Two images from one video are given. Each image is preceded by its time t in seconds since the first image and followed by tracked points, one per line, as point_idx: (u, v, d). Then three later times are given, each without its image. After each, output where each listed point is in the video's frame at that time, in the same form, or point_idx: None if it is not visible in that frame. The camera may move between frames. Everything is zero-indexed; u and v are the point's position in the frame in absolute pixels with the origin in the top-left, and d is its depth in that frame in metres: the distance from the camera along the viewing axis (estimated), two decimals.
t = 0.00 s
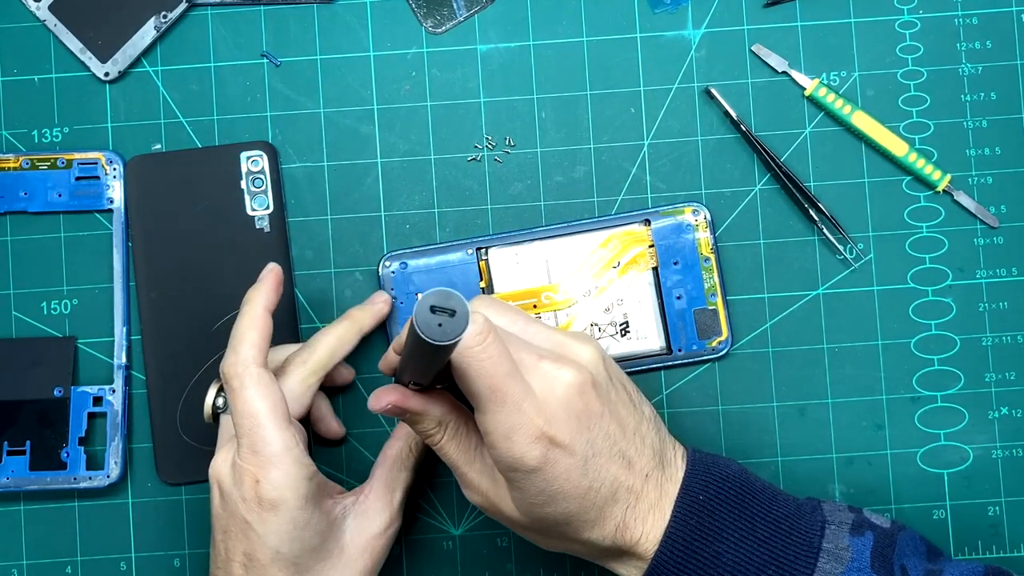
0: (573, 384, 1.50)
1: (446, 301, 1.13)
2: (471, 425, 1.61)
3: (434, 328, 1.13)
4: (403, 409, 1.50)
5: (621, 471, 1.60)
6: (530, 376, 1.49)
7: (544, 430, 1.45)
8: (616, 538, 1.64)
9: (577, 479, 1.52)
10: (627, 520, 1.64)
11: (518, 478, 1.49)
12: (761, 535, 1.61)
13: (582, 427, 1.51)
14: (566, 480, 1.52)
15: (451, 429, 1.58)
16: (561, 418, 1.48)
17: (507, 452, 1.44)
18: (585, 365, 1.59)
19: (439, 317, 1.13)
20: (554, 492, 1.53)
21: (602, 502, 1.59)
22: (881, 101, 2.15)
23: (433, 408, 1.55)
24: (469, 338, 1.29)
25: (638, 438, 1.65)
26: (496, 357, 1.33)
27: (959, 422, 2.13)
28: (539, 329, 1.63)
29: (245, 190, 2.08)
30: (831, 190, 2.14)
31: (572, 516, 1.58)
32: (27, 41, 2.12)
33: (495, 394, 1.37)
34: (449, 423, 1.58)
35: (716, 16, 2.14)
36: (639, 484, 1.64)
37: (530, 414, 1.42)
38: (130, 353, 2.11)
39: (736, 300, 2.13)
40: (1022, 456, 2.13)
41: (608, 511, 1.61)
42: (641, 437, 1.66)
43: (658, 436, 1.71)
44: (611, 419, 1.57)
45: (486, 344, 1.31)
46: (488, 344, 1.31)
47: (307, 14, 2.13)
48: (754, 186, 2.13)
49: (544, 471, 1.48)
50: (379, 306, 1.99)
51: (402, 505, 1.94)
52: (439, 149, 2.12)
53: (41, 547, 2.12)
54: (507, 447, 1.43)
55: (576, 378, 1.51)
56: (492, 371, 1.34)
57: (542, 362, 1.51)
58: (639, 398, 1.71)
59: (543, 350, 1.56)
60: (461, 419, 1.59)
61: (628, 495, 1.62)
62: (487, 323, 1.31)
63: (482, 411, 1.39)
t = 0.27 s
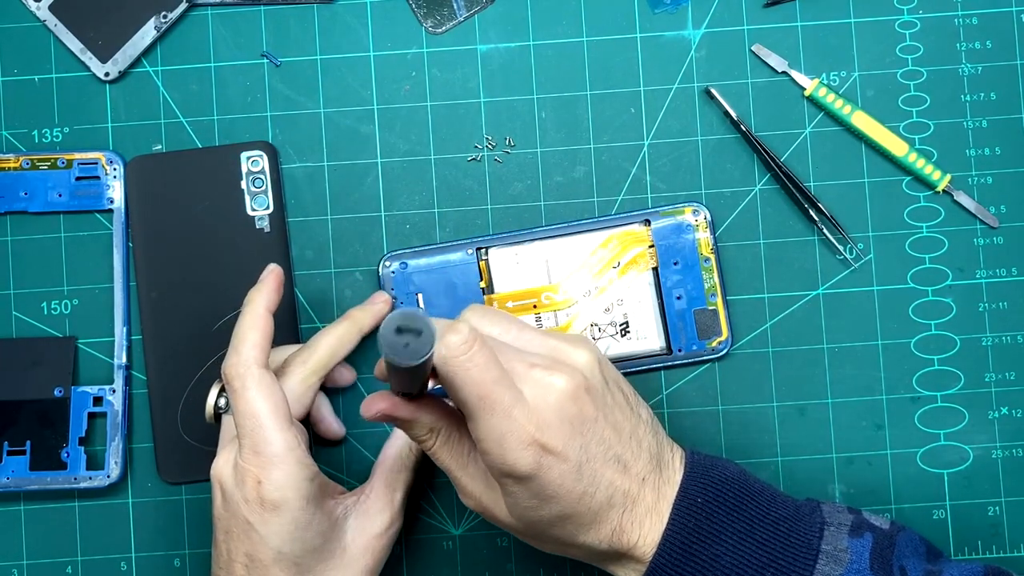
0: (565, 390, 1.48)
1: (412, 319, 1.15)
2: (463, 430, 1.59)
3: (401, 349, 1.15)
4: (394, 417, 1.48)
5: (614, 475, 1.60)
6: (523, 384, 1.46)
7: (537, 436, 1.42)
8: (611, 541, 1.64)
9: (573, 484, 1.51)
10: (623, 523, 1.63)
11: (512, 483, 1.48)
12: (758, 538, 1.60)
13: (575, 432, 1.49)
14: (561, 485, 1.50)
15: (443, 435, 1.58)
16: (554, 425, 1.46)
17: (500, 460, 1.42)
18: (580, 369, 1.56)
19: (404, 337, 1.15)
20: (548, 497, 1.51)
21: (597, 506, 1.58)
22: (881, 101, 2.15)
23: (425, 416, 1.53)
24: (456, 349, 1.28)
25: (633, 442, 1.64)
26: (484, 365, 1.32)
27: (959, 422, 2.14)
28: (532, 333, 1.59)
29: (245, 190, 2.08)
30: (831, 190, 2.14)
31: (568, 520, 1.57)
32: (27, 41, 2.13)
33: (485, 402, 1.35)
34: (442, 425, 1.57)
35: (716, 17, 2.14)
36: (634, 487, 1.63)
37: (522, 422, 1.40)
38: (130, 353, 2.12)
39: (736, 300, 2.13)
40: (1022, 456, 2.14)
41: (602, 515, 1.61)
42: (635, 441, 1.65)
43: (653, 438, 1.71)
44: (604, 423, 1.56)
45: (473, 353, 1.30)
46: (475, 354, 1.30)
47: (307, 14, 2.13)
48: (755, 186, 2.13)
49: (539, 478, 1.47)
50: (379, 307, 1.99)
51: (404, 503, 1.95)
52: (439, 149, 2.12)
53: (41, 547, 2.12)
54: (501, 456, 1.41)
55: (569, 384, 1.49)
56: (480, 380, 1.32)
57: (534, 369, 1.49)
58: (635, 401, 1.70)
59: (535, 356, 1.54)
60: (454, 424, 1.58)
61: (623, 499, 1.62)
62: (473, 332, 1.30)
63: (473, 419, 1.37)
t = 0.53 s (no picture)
0: (551, 407, 1.44)
1: (362, 383, 1.20)
2: (449, 449, 1.59)
3: (353, 412, 1.20)
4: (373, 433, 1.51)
5: (607, 490, 1.57)
6: (509, 403, 1.42)
7: (522, 456, 1.39)
8: (606, 557, 1.62)
9: (562, 502, 1.48)
10: (618, 539, 1.61)
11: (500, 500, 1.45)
12: (760, 550, 1.61)
13: (562, 449, 1.45)
14: (549, 502, 1.47)
15: (428, 453, 1.59)
16: (541, 443, 1.42)
17: (485, 481, 1.39)
18: (571, 384, 1.51)
19: (354, 400, 1.20)
20: (537, 515, 1.49)
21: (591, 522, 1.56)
22: (881, 101, 2.15)
23: (405, 435, 1.55)
24: (433, 371, 1.29)
25: (627, 456, 1.62)
26: (462, 388, 1.31)
27: (958, 422, 2.14)
28: (525, 347, 1.54)
29: (245, 190, 2.08)
30: (831, 190, 2.14)
31: (560, 536, 1.55)
32: (27, 41, 2.13)
33: (464, 424, 1.32)
34: (428, 445, 1.58)
35: (716, 17, 2.14)
36: (629, 502, 1.61)
37: (504, 443, 1.36)
38: (130, 353, 2.12)
39: (736, 300, 2.13)
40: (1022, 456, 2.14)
41: (595, 531, 1.58)
42: (628, 456, 1.62)
43: (649, 451, 1.69)
44: (594, 438, 1.53)
45: (450, 376, 1.30)
46: (452, 376, 1.30)
47: (307, 14, 2.13)
48: (755, 186, 2.13)
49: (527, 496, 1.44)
50: (379, 307, 2.00)
51: (406, 500, 1.97)
52: (439, 149, 2.13)
53: (41, 547, 2.13)
54: (485, 477, 1.38)
55: (556, 401, 1.45)
56: (458, 403, 1.31)
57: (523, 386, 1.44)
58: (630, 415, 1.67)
59: (523, 372, 1.50)
60: (438, 446, 1.59)
61: (617, 514, 1.59)
62: (450, 354, 1.30)
63: (454, 441, 1.35)
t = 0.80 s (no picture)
0: (549, 406, 1.44)
1: (358, 379, 1.19)
2: (445, 449, 1.59)
3: (348, 409, 1.20)
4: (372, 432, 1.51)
5: (604, 491, 1.57)
6: (507, 401, 1.42)
7: (518, 455, 1.39)
8: (603, 558, 1.62)
9: (558, 501, 1.48)
10: (615, 539, 1.61)
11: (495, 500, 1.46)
12: (759, 554, 1.60)
13: (559, 448, 1.45)
14: (545, 502, 1.47)
15: (425, 453, 1.59)
16: (538, 442, 1.42)
17: (480, 479, 1.39)
18: (568, 383, 1.51)
19: (349, 397, 1.19)
20: (533, 514, 1.49)
21: (588, 523, 1.56)
22: (881, 100, 2.15)
23: (402, 435, 1.54)
24: (428, 367, 1.29)
25: (626, 457, 1.62)
26: (457, 384, 1.31)
27: (958, 422, 2.14)
28: (523, 346, 1.54)
29: (245, 190, 2.08)
30: (831, 190, 2.14)
31: (557, 536, 1.55)
32: (27, 41, 2.13)
33: (460, 421, 1.32)
34: (426, 443, 1.58)
35: (716, 17, 2.14)
36: (626, 503, 1.61)
37: (500, 441, 1.36)
38: (130, 353, 2.12)
39: (736, 300, 2.13)
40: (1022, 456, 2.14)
41: (592, 533, 1.58)
42: (627, 456, 1.63)
43: (648, 452, 1.69)
44: (592, 438, 1.53)
45: (445, 372, 1.30)
46: (448, 372, 1.30)
47: (307, 14, 2.13)
48: (754, 186, 2.13)
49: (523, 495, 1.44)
50: (379, 302, 1.99)
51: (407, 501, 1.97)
52: (439, 150, 2.13)
53: (41, 547, 2.13)
54: (481, 475, 1.38)
55: (553, 400, 1.45)
56: (453, 399, 1.31)
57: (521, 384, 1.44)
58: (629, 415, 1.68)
59: (522, 371, 1.50)
60: (435, 446, 1.58)
61: (614, 515, 1.59)
62: (446, 350, 1.30)
63: (449, 438, 1.35)
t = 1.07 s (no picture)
0: (551, 404, 1.44)
1: (365, 373, 1.19)
2: (446, 448, 1.59)
3: (355, 403, 1.19)
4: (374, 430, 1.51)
5: (606, 489, 1.57)
6: (508, 398, 1.42)
7: (519, 451, 1.39)
8: (605, 557, 1.62)
9: (560, 499, 1.48)
10: (618, 538, 1.60)
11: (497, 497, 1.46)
12: (762, 553, 1.61)
13: (560, 446, 1.45)
14: (547, 499, 1.47)
15: (426, 452, 1.59)
16: (539, 439, 1.42)
17: (481, 476, 1.39)
18: (570, 381, 1.52)
19: (356, 391, 1.19)
20: (534, 512, 1.48)
21: (590, 521, 1.55)
22: (881, 100, 2.15)
23: (404, 433, 1.54)
24: (429, 364, 1.29)
25: (628, 455, 1.62)
26: (459, 380, 1.30)
27: (958, 422, 2.14)
28: (524, 344, 1.55)
29: (245, 190, 2.08)
30: (831, 190, 2.14)
31: (559, 534, 1.55)
32: (27, 41, 2.13)
33: (461, 417, 1.32)
34: (428, 442, 1.58)
35: (716, 17, 2.14)
36: (628, 501, 1.61)
37: (501, 437, 1.36)
38: (130, 353, 2.12)
39: (736, 300, 2.13)
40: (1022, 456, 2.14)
41: (594, 531, 1.58)
42: (629, 454, 1.63)
43: (651, 451, 1.69)
44: (593, 436, 1.53)
45: (447, 368, 1.30)
46: (449, 368, 1.29)
47: (307, 14, 2.13)
48: (754, 186, 2.13)
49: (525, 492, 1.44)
50: (384, 306, 1.99)
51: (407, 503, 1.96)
52: (439, 149, 2.13)
53: (41, 547, 2.13)
54: (481, 471, 1.38)
55: (554, 397, 1.45)
56: (454, 395, 1.31)
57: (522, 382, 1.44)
58: (631, 415, 1.68)
59: (523, 369, 1.50)
60: (436, 444, 1.58)
61: (616, 513, 1.59)
62: (448, 347, 1.30)
63: (450, 435, 1.35)
